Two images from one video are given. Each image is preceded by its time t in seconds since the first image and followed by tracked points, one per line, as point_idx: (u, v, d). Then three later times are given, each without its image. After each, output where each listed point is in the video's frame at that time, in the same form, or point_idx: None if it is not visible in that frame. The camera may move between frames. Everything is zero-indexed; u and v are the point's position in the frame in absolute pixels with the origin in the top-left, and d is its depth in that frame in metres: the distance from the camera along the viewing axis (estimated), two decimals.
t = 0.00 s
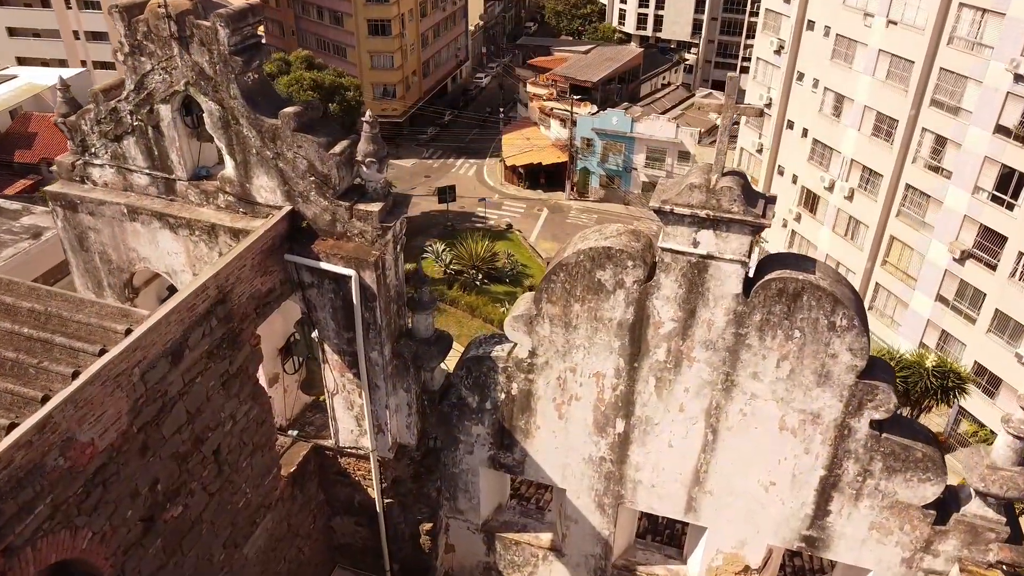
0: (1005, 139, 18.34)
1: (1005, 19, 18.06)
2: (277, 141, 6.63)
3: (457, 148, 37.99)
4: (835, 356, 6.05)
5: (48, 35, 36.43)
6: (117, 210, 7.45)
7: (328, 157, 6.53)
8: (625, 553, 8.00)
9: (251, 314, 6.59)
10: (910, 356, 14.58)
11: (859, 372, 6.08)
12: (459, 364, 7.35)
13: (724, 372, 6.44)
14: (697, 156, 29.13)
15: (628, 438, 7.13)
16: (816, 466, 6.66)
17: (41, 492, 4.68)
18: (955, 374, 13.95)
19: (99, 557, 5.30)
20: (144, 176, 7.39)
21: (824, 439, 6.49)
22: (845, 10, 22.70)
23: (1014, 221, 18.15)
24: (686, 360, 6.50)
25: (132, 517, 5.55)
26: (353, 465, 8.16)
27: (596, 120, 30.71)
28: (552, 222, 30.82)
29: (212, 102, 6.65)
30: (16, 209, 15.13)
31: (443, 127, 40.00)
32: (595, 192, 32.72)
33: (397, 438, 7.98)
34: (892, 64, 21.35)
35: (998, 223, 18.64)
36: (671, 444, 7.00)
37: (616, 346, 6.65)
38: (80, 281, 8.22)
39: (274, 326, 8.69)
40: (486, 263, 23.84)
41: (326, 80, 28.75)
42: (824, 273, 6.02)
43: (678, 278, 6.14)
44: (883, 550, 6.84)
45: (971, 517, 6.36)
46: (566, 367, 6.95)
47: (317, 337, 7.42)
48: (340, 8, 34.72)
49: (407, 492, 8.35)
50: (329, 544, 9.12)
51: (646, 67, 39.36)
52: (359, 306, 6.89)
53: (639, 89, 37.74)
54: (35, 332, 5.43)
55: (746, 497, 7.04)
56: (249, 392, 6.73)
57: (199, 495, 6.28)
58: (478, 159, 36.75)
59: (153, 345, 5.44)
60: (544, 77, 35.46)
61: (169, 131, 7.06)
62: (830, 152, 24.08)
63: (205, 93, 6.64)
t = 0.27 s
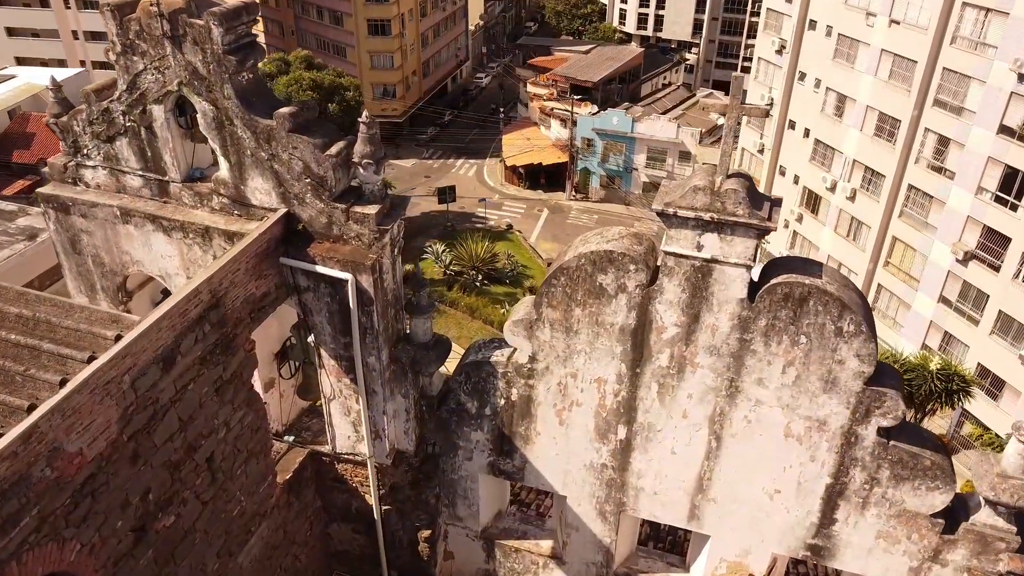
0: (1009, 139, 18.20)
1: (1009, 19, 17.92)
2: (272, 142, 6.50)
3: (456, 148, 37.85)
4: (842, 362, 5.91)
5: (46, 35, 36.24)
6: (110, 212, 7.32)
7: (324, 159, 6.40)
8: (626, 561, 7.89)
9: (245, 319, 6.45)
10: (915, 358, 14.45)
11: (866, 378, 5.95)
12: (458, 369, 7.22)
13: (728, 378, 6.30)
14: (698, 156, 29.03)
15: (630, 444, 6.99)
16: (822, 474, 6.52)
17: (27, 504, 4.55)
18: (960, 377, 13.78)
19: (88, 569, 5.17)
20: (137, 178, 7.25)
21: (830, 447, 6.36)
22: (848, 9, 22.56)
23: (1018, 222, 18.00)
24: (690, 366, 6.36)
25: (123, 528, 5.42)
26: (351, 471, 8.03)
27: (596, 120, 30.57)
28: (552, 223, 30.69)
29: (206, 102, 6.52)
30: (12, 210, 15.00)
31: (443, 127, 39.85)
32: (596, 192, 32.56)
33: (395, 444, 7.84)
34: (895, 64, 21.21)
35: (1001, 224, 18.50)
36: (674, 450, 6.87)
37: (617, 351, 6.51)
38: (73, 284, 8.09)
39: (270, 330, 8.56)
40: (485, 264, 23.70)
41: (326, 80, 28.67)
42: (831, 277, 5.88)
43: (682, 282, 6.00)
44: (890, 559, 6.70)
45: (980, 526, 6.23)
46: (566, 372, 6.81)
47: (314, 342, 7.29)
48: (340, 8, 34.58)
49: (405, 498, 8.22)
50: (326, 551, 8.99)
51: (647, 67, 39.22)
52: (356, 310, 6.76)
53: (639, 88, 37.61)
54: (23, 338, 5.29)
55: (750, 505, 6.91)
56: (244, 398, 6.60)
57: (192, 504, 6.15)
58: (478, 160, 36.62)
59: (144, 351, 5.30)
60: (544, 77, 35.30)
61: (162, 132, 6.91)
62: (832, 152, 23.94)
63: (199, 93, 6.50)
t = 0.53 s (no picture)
0: (1012, 140, 18.05)
1: (1012, 18, 17.77)
2: (266, 144, 6.35)
3: (456, 148, 37.71)
4: (849, 369, 5.77)
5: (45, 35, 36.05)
6: (102, 215, 7.18)
7: (319, 161, 6.26)
8: (627, 570, 7.80)
9: (238, 325, 6.31)
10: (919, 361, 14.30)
11: (874, 387, 5.81)
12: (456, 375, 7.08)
13: (733, 386, 6.16)
14: (699, 156, 28.94)
15: (632, 452, 6.84)
16: (828, 483, 6.38)
17: (10, 518, 4.40)
18: (965, 381, 13.63)
19: None
20: (129, 180, 7.10)
21: (837, 455, 6.22)
22: (850, 9, 22.42)
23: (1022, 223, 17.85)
24: (693, 373, 6.22)
25: (111, 541, 5.27)
26: (347, 478, 7.88)
27: (596, 120, 30.42)
28: (552, 224, 30.56)
29: (199, 103, 6.37)
30: (7, 211, 14.85)
31: (443, 128, 39.71)
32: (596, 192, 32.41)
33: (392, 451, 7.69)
34: (897, 64, 21.06)
35: (1005, 225, 18.36)
36: (677, 459, 6.72)
37: (619, 358, 6.37)
38: (65, 289, 7.95)
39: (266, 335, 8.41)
40: (485, 265, 23.56)
41: (325, 80, 28.54)
42: (839, 282, 5.73)
43: (686, 288, 5.86)
44: (898, 570, 6.56)
45: (991, 537, 6.08)
46: (567, 379, 6.67)
47: (309, 348, 7.15)
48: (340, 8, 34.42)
49: (402, 506, 8.06)
50: (323, 559, 8.84)
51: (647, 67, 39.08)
52: (352, 315, 6.62)
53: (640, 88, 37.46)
54: (9, 347, 5.16)
55: (754, 515, 6.76)
56: (237, 406, 6.45)
57: (184, 515, 6.00)
58: (478, 160, 36.48)
59: (133, 360, 5.16)
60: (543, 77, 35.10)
61: (154, 134, 6.77)
62: (834, 152, 23.79)
63: (191, 93, 6.36)
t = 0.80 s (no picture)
0: (1017, 141, 17.90)
1: (1017, 18, 17.62)
2: (260, 147, 6.21)
3: (456, 149, 37.58)
4: (858, 378, 5.63)
5: (44, 34, 35.90)
6: (93, 220, 7.04)
7: (314, 165, 6.12)
8: None
9: (231, 332, 6.17)
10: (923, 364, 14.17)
11: (883, 396, 5.66)
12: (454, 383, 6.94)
13: (738, 395, 6.02)
14: (699, 157, 28.86)
15: (635, 462, 6.70)
16: (836, 494, 6.23)
17: None
18: (970, 385, 13.49)
19: None
20: (121, 184, 6.96)
21: (845, 466, 6.07)
22: (852, 9, 22.27)
23: None
24: (698, 382, 6.08)
25: (100, 556, 5.12)
26: (344, 487, 7.73)
27: (597, 120, 30.26)
28: (553, 224, 30.41)
29: (191, 105, 6.23)
30: (3, 213, 14.71)
31: (443, 128, 39.57)
32: (596, 192, 32.27)
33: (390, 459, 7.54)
34: (900, 64, 20.91)
35: (1009, 226, 18.20)
36: (680, 468, 6.57)
37: (622, 366, 6.23)
38: (57, 294, 7.81)
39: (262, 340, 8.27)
40: (486, 266, 23.41)
41: (325, 80, 28.39)
42: (848, 289, 5.58)
43: (690, 295, 5.71)
44: None
45: (1003, 550, 5.92)
46: (568, 387, 6.53)
47: (304, 355, 7.01)
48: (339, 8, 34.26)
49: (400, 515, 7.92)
50: (320, 568, 8.69)
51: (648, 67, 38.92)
52: (348, 322, 6.48)
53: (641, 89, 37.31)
54: None
55: (760, 526, 6.62)
56: (231, 415, 6.31)
57: (176, 527, 5.86)
58: (478, 160, 36.34)
59: (122, 369, 5.02)
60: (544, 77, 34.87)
61: (146, 136, 6.62)
62: (836, 153, 23.63)
63: (183, 95, 6.21)
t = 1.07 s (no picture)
0: (1021, 142, 17.74)
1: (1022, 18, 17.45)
2: (254, 150, 6.06)
3: (457, 149, 37.42)
4: (868, 389, 5.48)
5: (43, 35, 35.76)
6: (84, 224, 6.89)
7: (309, 169, 5.96)
8: None
9: (224, 340, 6.01)
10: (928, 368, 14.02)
11: (894, 407, 5.51)
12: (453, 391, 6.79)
13: (745, 405, 5.87)
14: (701, 157, 28.77)
15: (638, 472, 6.54)
16: (844, 506, 6.07)
17: None
18: (976, 390, 13.33)
19: None
20: (113, 188, 6.81)
21: (853, 478, 5.92)
22: (855, 8, 22.12)
23: None
24: (702, 391, 5.93)
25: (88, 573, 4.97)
26: (341, 496, 7.57)
27: (597, 120, 30.11)
28: (553, 225, 30.26)
29: (184, 107, 6.07)
30: None
31: (444, 128, 39.41)
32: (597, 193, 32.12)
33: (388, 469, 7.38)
34: (904, 64, 20.75)
35: (1013, 228, 18.04)
36: (685, 479, 6.42)
37: (625, 374, 6.07)
38: (49, 299, 7.66)
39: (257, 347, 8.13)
40: (486, 267, 23.24)
41: (324, 81, 28.20)
42: (857, 297, 5.43)
43: (695, 302, 5.55)
44: None
45: (1016, 565, 5.77)
46: (569, 396, 6.38)
47: (301, 362, 6.86)
48: (339, 8, 34.10)
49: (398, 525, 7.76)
50: None
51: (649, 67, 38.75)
52: (345, 329, 6.33)
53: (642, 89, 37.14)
54: None
55: (766, 538, 6.46)
56: (224, 426, 6.17)
57: (167, 541, 5.71)
58: (478, 161, 36.19)
59: (111, 380, 4.86)
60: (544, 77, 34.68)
61: (138, 139, 6.47)
62: (838, 154, 23.47)
63: (176, 97, 6.06)
